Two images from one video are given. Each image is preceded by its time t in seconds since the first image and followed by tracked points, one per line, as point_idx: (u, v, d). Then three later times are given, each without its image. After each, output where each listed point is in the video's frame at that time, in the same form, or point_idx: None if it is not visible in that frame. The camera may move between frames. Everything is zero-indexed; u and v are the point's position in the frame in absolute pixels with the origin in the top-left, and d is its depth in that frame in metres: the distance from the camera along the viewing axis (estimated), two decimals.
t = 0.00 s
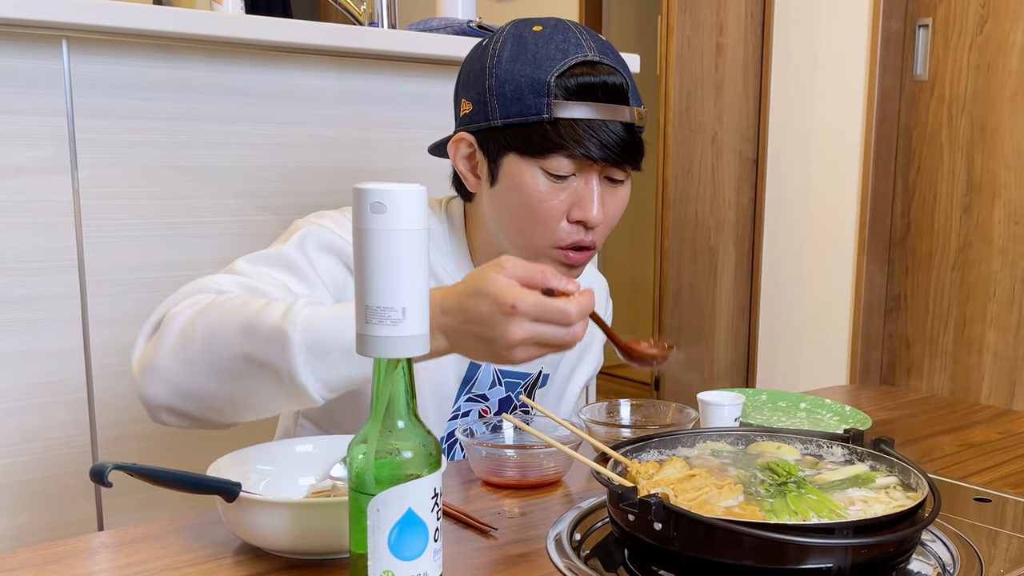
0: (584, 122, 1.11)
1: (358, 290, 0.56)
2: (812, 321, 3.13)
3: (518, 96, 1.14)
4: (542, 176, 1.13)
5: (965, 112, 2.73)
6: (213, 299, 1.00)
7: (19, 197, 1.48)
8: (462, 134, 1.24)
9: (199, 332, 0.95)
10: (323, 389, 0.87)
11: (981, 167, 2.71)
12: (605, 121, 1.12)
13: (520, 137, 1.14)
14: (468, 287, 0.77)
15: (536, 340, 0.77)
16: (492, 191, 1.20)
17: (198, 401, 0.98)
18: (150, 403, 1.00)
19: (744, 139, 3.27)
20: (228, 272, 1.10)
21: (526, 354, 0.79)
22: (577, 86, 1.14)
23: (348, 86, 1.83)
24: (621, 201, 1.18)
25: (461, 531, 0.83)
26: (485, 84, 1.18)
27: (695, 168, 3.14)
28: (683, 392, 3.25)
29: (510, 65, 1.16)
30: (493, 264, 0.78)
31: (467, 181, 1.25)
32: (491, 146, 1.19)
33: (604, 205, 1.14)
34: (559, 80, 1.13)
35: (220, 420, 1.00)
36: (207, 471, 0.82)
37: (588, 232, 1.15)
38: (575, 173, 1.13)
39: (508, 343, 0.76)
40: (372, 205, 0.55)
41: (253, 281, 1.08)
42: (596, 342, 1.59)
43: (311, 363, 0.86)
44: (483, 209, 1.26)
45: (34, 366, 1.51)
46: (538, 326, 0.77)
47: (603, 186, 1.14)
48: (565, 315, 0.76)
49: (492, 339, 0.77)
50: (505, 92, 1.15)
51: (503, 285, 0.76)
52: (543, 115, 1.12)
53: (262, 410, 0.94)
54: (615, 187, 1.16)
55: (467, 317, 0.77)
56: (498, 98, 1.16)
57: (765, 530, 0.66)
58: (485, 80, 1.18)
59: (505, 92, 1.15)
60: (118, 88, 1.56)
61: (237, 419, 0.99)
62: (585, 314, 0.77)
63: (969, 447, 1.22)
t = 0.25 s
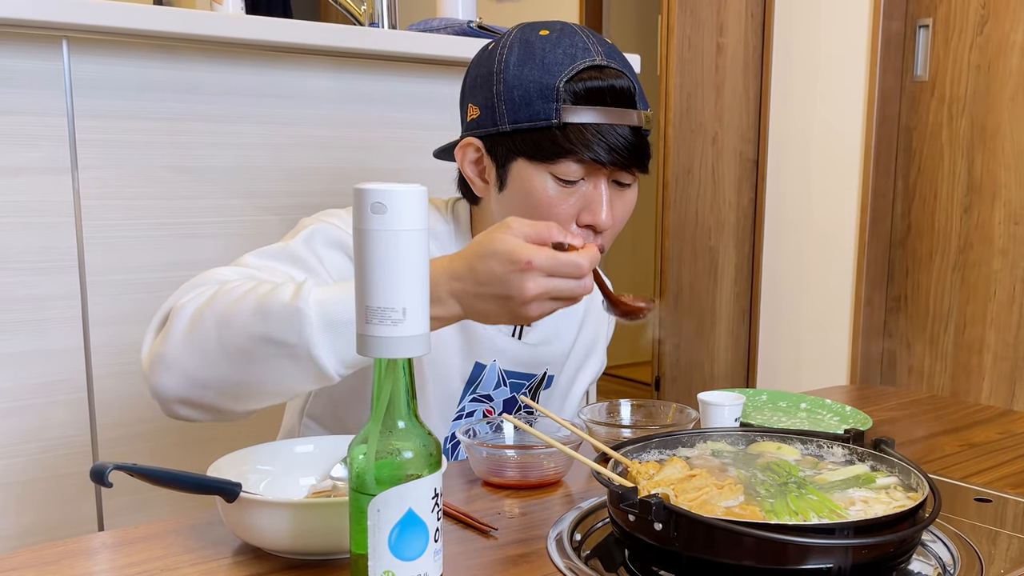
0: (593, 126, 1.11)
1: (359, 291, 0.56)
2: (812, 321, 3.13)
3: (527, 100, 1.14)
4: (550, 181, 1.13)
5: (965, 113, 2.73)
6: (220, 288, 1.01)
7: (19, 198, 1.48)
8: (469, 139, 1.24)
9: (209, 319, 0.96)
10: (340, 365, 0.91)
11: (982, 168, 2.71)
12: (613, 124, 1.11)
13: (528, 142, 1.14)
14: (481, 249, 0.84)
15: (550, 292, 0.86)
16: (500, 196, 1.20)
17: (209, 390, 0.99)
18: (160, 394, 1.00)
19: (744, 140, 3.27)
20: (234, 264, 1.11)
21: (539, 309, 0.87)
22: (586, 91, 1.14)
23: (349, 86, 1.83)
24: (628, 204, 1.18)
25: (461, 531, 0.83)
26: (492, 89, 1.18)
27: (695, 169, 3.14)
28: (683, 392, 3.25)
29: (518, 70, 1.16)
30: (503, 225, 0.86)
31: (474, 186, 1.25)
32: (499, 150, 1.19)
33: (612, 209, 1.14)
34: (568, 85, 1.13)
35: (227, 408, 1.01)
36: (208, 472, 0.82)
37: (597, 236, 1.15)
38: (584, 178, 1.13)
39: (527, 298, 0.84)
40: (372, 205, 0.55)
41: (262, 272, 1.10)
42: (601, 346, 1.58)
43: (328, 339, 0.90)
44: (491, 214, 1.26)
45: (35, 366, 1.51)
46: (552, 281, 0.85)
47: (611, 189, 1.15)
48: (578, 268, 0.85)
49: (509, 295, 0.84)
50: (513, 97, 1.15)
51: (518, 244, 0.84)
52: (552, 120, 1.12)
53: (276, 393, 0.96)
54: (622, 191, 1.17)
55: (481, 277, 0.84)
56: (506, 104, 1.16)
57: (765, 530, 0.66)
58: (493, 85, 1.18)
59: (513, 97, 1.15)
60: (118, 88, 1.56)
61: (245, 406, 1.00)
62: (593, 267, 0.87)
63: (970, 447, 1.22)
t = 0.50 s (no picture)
0: (598, 127, 1.11)
1: (359, 291, 0.56)
2: (813, 321, 3.13)
3: (532, 102, 1.14)
4: (555, 183, 1.13)
5: (966, 113, 2.73)
6: (224, 281, 1.02)
7: (19, 198, 1.48)
8: (472, 141, 1.23)
9: (216, 310, 0.96)
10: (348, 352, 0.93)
11: (982, 168, 2.71)
12: (617, 126, 1.11)
13: (533, 144, 1.14)
14: (486, 233, 0.90)
15: (555, 272, 0.91)
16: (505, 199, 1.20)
17: (216, 381, 0.99)
18: (166, 387, 1.00)
19: (745, 140, 3.27)
20: (238, 259, 1.12)
21: (547, 288, 0.93)
22: (590, 92, 1.13)
23: (350, 86, 1.83)
24: (632, 206, 1.18)
25: (461, 531, 0.83)
26: (497, 91, 1.18)
27: (696, 169, 3.14)
28: (684, 393, 3.24)
29: (523, 72, 1.16)
30: (506, 210, 0.93)
31: (478, 188, 1.25)
32: (503, 152, 1.19)
33: (617, 210, 1.14)
34: (573, 86, 1.13)
35: (232, 400, 1.02)
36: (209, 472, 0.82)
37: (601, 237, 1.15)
38: (589, 180, 1.13)
39: (533, 277, 0.89)
40: (373, 206, 0.55)
41: (265, 266, 1.11)
42: (602, 348, 1.59)
43: (336, 325, 0.92)
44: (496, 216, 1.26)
45: (35, 367, 1.51)
46: (557, 260, 0.92)
47: (615, 191, 1.15)
48: (582, 247, 0.92)
49: (517, 275, 0.90)
50: (518, 99, 1.15)
51: (522, 225, 0.90)
52: (557, 121, 1.12)
53: (282, 383, 0.97)
54: (626, 192, 1.17)
55: (489, 258, 0.90)
56: (511, 105, 1.16)
57: (766, 530, 0.66)
58: (498, 86, 1.18)
59: (518, 99, 1.15)
60: (119, 88, 1.56)
61: (250, 397, 1.01)
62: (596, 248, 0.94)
63: (970, 447, 1.22)
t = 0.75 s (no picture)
0: (598, 128, 1.11)
1: (359, 291, 0.56)
2: (813, 321, 3.13)
3: (532, 102, 1.14)
4: (556, 182, 1.13)
5: (966, 113, 2.73)
6: (224, 279, 1.02)
7: (20, 199, 1.48)
8: (472, 141, 1.23)
9: (216, 308, 0.96)
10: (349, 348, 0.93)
11: (982, 169, 2.71)
12: (617, 126, 1.11)
13: (533, 144, 1.14)
14: (486, 227, 0.90)
15: (556, 265, 0.92)
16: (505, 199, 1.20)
17: (217, 379, 0.99)
18: (168, 386, 1.00)
19: (745, 140, 3.27)
20: (238, 258, 1.12)
21: (547, 281, 0.93)
22: (591, 92, 1.13)
23: (350, 86, 1.83)
24: (632, 206, 1.18)
25: (461, 531, 0.83)
26: (497, 91, 1.18)
27: (696, 170, 3.13)
28: (684, 393, 3.24)
29: (523, 72, 1.16)
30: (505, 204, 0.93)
31: (479, 188, 1.25)
32: (504, 153, 1.19)
33: (617, 210, 1.14)
34: (573, 86, 1.13)
35: (233, 398, 1.02)
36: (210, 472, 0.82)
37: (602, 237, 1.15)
38: (589, 180, 1.13)
39: (535, 270, 0.90)
40: (373, 206, 0.55)
41: (264, 264, 1.11)
42: (602, 347, 1.59)
43: (336, 320, 0.92)
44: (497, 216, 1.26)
45: (35, 367, 1.51)
46: (556, 253, 0.92)
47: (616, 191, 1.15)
48: (582, 240, 0.92)
49: (518, 269, 0.90)
50: (518, 99, 1.15)
51: (521, 219, 0.90)
52: (557, 122, 1.12)
53: (284, 380, 0.97)
54: (626, 192, 1.17)
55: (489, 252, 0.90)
56: (511, 106, 1.16)
57: (766, 531, 0.66)
58: (498, 86, 1.18)
59: (518, 99, 1.15)
60: (118, 89, 1.56)
61: (252, 395, 1.01)
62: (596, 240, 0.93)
63: (970, 447, 1.22)
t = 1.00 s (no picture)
0: (597, 127, 1.11)
1: (360, 291, 0.56)
2: (813, 322, 3.13)
3: (532, 102, 1.14)
4: (555, 182, 1.13)
5: (966, 113, 2.73)
6: (222, 277, 1.02)
7: (20, 199, 1.48)
8: (472, 140, 1.23)
9: (215, 305, 0.97)
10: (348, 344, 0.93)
11: (983, 169, 2.71)
12: (617, 126, 1.11)
13: (532, 144, 1.14)
14: (484, 221, 0.90)
15: (554, 259, 0.91)
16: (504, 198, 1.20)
17: (216, 377, 0.99)
18: (166, 384, 1.00)
19: (746, 141, 3.27)
20: (236, 257, 1.12)
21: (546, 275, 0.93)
22: (590, 92, 1.13)
23: (350, 87, 1.83)
24: (632, 205, 1.18)
25: (462, 532, 0.83)
26: (496, 90, 1.18)
27: (696, 170, 3.13)
28: (685, 394, 3.24)
29: (522, 72, 1.16)
30: (503, 197, 0.93)
31: (478, 187, 1.25)
32: (503, 152, 1.19)
33: (616, 210, 1.14)
34: (572, 86, 1.13)
35: (232, 396, 1.02)
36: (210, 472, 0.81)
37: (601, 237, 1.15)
38: (588, 180, 1.13)
39: (533, 264, 0.90)
40: (374, 206, 0.55)
41: (263, 263, 1.12)
42: (602, 346, 1.59)
43: (336, 317, 0.93)
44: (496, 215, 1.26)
45: (36, 368, 1.51)
46: (555, 246, 0.91)
47: (615, 191, 1.15)
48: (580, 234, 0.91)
49: (516, 263, 0.90)
50: (517, 99, 1.15)
51: (519, 213, 0.90)
52: (556, 122, 1.12)
53: (283, 377, 0.97)
54: (626, 192, 1.17)
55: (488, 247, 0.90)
56: (510, 105, 1.16)
57: (767, 531, 0.66)
58: (498, 86, 1.18)
59: (518, 99, 1.15)
60: (119, 89, 1.56)
61: (250, 393, 1.01)
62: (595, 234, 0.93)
63: (970, 447, 1.22)
